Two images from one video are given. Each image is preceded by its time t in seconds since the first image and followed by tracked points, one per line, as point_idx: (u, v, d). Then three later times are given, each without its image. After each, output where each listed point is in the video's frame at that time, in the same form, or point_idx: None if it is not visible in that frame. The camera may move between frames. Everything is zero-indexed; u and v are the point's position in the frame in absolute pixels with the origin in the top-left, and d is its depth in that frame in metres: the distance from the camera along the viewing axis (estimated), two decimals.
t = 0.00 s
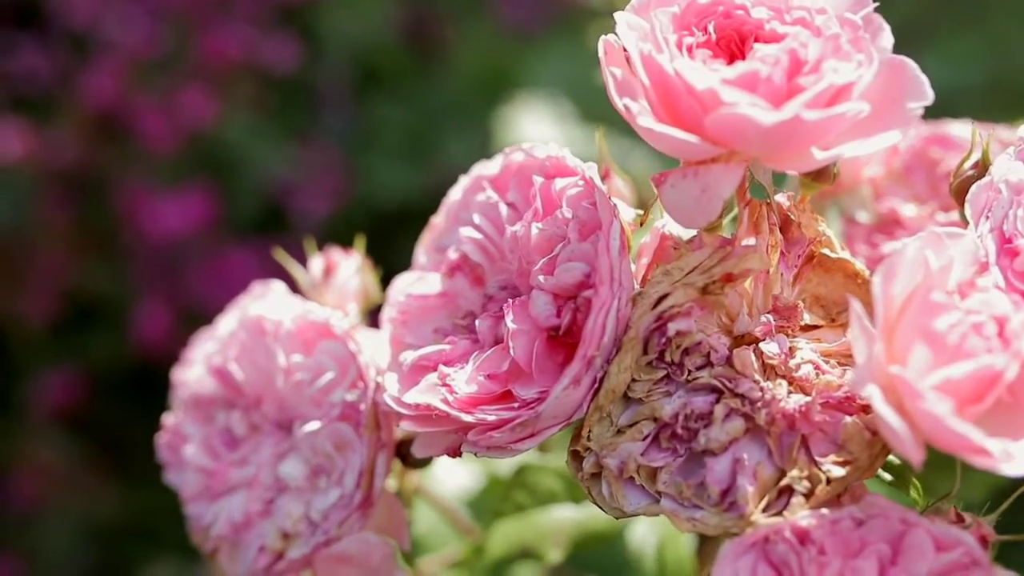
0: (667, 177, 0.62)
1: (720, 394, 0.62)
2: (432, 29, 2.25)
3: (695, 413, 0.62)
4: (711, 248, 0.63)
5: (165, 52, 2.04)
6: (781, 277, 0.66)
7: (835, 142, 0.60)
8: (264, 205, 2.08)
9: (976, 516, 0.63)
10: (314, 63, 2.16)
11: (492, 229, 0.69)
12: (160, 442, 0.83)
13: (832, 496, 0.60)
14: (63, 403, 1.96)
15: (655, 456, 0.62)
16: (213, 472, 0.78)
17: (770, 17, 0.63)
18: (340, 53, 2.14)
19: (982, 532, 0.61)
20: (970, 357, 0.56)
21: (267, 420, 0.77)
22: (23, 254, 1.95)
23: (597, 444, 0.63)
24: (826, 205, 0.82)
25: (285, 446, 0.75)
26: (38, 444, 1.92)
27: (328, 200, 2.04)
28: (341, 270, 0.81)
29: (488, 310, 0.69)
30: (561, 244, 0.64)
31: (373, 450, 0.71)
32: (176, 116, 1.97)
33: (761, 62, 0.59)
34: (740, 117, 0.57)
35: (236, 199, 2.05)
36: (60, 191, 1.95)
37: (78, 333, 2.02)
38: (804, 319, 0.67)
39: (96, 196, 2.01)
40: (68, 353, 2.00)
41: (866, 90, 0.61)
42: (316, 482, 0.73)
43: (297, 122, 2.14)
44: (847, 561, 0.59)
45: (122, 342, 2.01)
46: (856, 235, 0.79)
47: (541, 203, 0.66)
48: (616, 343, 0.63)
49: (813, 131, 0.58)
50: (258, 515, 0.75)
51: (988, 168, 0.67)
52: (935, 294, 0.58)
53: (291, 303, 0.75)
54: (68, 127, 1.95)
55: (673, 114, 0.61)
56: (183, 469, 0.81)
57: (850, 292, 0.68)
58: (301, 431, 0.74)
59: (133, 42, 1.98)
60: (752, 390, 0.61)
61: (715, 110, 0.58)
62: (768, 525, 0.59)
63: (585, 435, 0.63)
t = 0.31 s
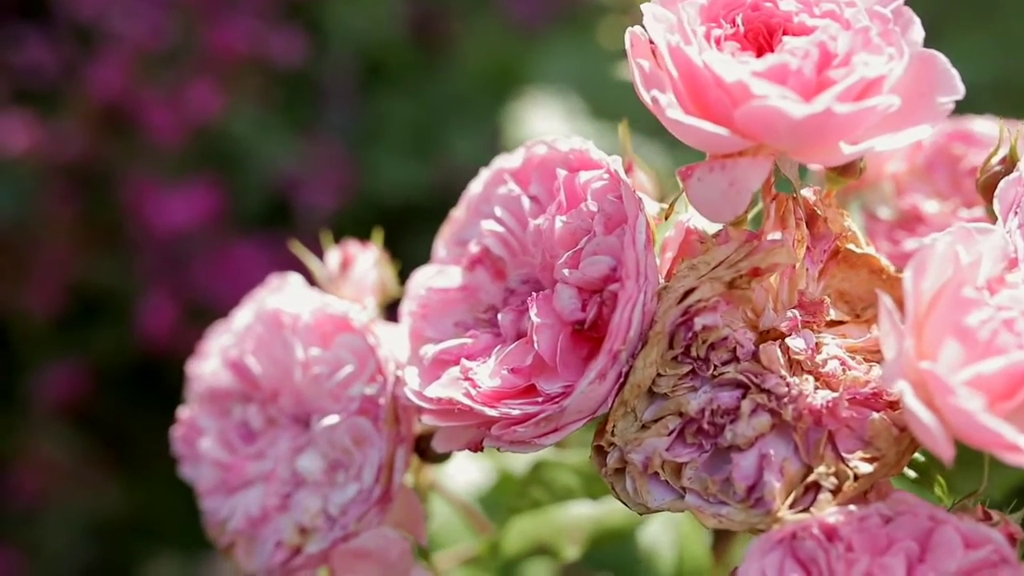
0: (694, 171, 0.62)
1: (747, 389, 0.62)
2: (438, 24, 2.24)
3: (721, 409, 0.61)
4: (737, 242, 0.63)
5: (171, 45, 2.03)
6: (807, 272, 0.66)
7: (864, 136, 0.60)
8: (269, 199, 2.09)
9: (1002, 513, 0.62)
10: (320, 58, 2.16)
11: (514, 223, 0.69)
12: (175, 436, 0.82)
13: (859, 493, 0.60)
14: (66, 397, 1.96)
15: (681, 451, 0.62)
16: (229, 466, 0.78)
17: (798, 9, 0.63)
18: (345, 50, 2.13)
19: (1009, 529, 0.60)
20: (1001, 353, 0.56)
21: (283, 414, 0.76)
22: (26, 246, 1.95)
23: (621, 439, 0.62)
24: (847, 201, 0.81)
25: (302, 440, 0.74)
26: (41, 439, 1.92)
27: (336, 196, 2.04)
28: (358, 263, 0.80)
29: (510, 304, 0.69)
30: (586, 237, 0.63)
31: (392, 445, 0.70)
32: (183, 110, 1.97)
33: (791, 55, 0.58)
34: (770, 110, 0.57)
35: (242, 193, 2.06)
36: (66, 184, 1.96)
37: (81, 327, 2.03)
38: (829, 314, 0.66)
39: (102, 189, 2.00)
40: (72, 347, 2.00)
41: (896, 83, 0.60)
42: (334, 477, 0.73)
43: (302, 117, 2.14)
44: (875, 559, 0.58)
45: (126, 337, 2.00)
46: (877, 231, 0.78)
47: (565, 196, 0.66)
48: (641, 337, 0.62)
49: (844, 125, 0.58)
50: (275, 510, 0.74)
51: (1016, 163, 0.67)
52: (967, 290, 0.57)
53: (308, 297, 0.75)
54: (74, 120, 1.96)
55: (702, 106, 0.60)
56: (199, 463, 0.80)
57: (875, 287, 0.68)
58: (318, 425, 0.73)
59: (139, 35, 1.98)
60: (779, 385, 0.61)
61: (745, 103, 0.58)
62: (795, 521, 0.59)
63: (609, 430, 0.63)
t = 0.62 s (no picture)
0: (723, 164, 0.62)
1: (775, 384, 0.61)
2: (441, 22, 2.25)
3: (749, 405, 0.61)
4: (765, 237, 0.62)
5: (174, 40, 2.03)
6: (833, 268, 0.65)
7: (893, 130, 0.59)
8: (269, 195, 2.09)
9: None
10: (321, 54, 2.17)
11: (538, 217, 0.68)
12: (191, 430, 0.82)
13: (887, 490, 0.60)
14: (66, 393, 1.96)
15: (708, 447, 0.61)
16: (247, 460, 0.77)
17: (829, 3, 0.62)
18: (345, 47, 2.14)
19: None
20: None
21: (301, 408, 0.76)
22: (29, 241, 1.93)
23: (647, 435, 0.62)
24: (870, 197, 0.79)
25: (320, 435, 0.74)
26: (41, 435, 1.92)
27: (336, 191, 2.03)
28: (376, 257, 0.79)
29: (533, 298, 0.68)
30: (613, 231, 0.63)
31: (413, 439, 0.70)
32: (185, 105, 1.96)
33: (823, 48, 0.58)
34: (803, 104, 0.56)
35: (245, 189, 2.06)
36: (66, 178, 1.94)
37: (81, 324, 2.01)
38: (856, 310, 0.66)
39: (104, 185, 1.99)
40: (73, 342, 1.99)
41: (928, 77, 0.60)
42: (353, 472, 0.72)
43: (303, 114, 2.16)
44: (904, 556, 0.58)
45: (127, 335, 2.00)
46: (897, 228, 0.77)
47: (591, 189, 0.65)
48: (669, 332, 0.62)
49: (875, 119, 0.57)
50: (293, 504, 0.74)
51: None
52: (1000, 286, 0.57)
53: (328, 290, 0.74)
54: (76, 114, 1.95)
55: (732, 99, 0.60)
56: (216, 457, 0.79)
57: (901, 284, 0.67)
58: (338, 419, 0.72)
59: (142, 29, 1.97)
60: (807, 381, 0.60)
61: (777, 97, 0.57)
62: (824, 519, 0.58)
63: (635, 425, 0.62)
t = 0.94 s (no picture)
0: (759, 158, 0.61)
1: (808, 380, 0.61)
2: (441, 20, 2.24)
3: (783, 401, 0.60)
4: (799, 232, 0.61)
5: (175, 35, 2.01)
6: (866, 263, 0.64)
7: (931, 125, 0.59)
8: (269, 190, 2.08)
9: None
10: (321, 52, 2.15)
11: (567, 210, 0.68)
12: (210, 422, 0.81)
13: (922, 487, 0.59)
14: (67, 387, 1.95)
15: (740, 443, 0.61)
16: (269, 453, 0.76)
17: None
18: (344, 43, 2.13)
19: None
20: None
21: (323, 401, 0.75)
22: (30, 237, 1.93)
23: (678, 430, 0.61)
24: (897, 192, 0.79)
25: (343, 428, 0.73)
26: (40, 430, 1.91)
27: (336, 188, 2.01)
28: (398, 250, 0.78)
29: (562, 292, 0.67)
30: (646, 225, 0.62)
31: (438, 433, 0.69)
32: (187, 99, 1.94)
33: (864, 40, 0.58)
34: (844, 96, 0.56)
35: (246, 185, 2.05)
36: (69, 173, 1.94)
37: (82, 318, 2.01)
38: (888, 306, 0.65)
39: (105, 180, 1.99)
40: (72, 337, 1.99)
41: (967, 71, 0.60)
42: (376, 465, 0.72)
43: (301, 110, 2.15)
44: (941, 555, 0.58)
45: (126, 325, 2.01)
46: (923, 225, 0.77)
47: (622, 182, 0.64)
48: (702, 327, 0.61)
49: (915, 114, 0.57)
50: (316, 498, 0.73)
51: None
52: None
53: (351, 282, 0.73)
54: (77, 109, 1.93)
55: (770, 91, 0.59)
56: (236, 450, 0.79)
57: (933, 280, 0.66)
58: (362, 413, 0.72)
59: (143, 24, 1.95)
60: (842, 377, 0.60)
61: (817, 89, 0.57)
62: (859, 516, 0.58)
63: (666, 420, 0.62)
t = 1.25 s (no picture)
0: (783, 154, 0.61)
1: (831, 378, 0.60)
2: (441, 15, 2.23)
3: (806, 398, 0.60)
4: (822, 229, 0.61)
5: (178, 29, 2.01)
6: (888, 262, 0.64)
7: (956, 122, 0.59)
8: (271, 185, 2.07)
9: None
10: (323, 47, 2.14)
11: (587, 206, 0.67)
12: (225, 416, 0.80)
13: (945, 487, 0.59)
14: (68, 381, 1.94)
15: (762, 441, 0.60)
16: (284, 448, 0.76)
17: None
18: (345, 38, 2.12)
19: None
20: None
21: (338, 396, 0.75)
22: (35, 231, 1.92)
23: (699, 427, 0.61)
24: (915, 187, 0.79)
25: (358, 423, 0.73)
26: (43, 425, 1.91)
27: (337, 182, 2.01)
28: (413, 245, 0.78)
29: (580, 288, 0.67)
30: (668, 221, 0.62)
31: (454, 429, 0.69)
32: (192, 95, 1.94)
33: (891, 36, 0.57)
34: (872, 93, 0.56)
35: (250, 180, 2.04)
36: (74, 169, 1.93)
37: (82, 312, 2.00)
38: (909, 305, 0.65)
39: (110, 174, 1.98)
40: (74, 331, 1.98)
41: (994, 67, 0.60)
42: (392, 460, 0.71)
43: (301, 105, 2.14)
44: (965, 555, 0.58)
45: (128, 318, 2.00)
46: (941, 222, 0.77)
47: (643, 177, 0.64)
48: (725, 324, 0.61)
49: (943, 110, 0.57)
50: (331, 493, 0.73)
51: None
52: None
53: (367, 276, 0.73)
54: (82, 103, 1.92)
55: (796, 86, 0.59)
56: (251, 444, 0.79)
57: (954, 278, 0.66)
58: (377, 408, 0.72)
59: (147, 18, 1.95)
60: (865, 375, 0.60)
61: (845, 86, 0.57)
62: (883, 515, 0.57)
63: (686, 417, 0.61)
